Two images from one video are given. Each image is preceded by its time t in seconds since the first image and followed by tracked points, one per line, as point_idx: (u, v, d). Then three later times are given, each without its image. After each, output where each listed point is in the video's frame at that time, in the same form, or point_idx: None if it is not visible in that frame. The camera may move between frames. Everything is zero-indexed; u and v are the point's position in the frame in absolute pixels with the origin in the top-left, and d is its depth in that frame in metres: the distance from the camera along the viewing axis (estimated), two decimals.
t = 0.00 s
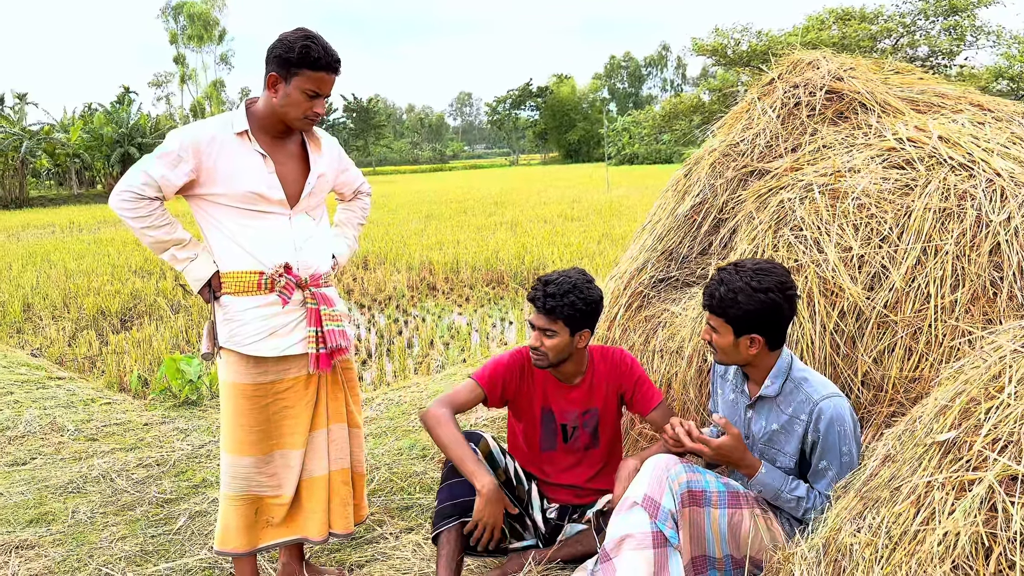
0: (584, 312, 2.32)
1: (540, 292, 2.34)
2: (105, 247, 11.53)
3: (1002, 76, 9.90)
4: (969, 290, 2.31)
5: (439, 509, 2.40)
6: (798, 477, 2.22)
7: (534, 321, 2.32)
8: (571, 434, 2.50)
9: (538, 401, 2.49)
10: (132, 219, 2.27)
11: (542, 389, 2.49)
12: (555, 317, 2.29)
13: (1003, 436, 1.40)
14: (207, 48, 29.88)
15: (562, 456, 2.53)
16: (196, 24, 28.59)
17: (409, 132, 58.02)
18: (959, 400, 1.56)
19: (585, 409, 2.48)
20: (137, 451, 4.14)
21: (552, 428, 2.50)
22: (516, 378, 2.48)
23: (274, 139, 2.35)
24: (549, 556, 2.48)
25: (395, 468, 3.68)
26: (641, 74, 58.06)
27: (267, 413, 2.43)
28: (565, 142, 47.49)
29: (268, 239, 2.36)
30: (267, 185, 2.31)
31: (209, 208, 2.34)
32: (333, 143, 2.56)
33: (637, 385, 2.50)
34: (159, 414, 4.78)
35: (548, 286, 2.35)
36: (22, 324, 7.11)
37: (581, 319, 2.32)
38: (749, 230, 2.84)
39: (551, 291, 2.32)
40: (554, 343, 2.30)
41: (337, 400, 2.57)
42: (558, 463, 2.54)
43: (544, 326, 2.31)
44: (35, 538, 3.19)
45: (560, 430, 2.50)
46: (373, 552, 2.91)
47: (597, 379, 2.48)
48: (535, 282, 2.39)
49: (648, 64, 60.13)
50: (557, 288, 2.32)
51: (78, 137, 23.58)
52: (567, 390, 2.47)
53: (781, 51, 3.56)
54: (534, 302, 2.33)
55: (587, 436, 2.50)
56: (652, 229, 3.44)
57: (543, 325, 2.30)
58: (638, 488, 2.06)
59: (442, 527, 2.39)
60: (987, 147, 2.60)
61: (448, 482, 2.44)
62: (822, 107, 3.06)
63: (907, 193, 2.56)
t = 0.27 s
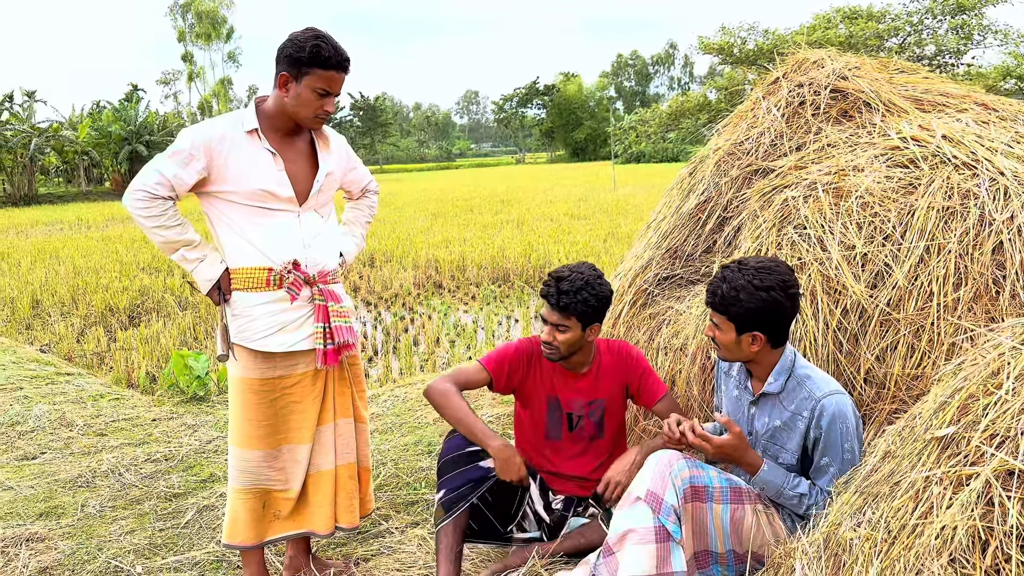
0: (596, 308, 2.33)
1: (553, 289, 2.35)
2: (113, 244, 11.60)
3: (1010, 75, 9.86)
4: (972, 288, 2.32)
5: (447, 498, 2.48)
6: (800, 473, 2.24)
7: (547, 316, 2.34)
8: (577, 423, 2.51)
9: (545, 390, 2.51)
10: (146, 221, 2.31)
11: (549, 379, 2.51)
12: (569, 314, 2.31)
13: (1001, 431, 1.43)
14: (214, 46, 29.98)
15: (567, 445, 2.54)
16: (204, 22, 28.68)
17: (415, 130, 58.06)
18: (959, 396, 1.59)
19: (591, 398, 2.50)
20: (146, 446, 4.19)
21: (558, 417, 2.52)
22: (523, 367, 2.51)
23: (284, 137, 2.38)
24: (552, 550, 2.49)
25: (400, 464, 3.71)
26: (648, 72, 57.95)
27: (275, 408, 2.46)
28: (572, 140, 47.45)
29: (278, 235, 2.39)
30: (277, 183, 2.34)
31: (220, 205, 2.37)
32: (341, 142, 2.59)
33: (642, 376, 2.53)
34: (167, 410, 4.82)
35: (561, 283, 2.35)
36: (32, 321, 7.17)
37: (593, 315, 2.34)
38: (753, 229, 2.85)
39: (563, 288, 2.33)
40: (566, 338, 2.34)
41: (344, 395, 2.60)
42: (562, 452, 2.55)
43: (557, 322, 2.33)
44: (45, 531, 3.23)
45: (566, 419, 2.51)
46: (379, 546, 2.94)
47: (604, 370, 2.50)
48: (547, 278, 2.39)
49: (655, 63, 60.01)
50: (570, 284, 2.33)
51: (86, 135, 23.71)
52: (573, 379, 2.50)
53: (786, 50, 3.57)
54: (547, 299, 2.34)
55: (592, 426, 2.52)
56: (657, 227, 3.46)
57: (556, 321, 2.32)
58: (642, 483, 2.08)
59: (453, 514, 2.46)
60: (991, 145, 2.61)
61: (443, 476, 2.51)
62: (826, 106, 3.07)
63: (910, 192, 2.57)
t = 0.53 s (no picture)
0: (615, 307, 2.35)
1: (573, 293, 2.32)
2: (121, 241, 11.67)
3: (1018, 75, 9.82)
4: (976, 287, 2.33)
5: (460, 488, 2.51)
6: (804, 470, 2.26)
7: (569, 319, 2.34)
8: (585, 412, 2.54)
9: (555, 378, 2.54)
10: (165, 231, 2.31)
11: (561, 369, 2.54)
12: (591, 316, 2.32)
13: (1000, 427, 1.45)
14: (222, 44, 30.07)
15: (574, 433, 2.57)
16: (212, 20, 28.77)
17: (422, 128, 58.11)
18: (960, 392, 1.61)
19: (599, 388, 2.52)
20: (154, 442, 4.23)
21: (567, 405, 2.55)
22: (536, 356, 2.54)
23: (295, 134, 2.42)
24: (559, 544, 2.52)
25: (407, 460, 3.74)
26: (654, 71, 57.84)
27: (284, 404, 2.49)
28: (578, 138, 47.41)
29: (290, 234, 2.42)
30: (290, 179, 2.38)
31: (234, 203, 2.40)
32: (350, 141, 2.62)
33: (651, 370, 2.54)
34: (175, 406, 4.87)
35: (580, 286, 2.32)
36: (41, 317, 7.23)
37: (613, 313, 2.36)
38: (758, 227, 2.87)
39: (584, 292, 2.31)
40: (587, 338, 2.36)
41: (352, 393, 2.63)
42: (569, 440, 2.59)
43: (578, 323, 2.34)
44: (55, 525, 3.28)
45: (574, 408, 2.54)
46: (385, 540, 2.97)
47: (614, 362, 2.52)
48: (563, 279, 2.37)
49: (662, 61, 59.89)
50: (591, 288, 2.31)
51: (94, 132, 23.83)
52: (584, 369, 2.52)
53: (792, 49, 3.58)
54: (569, 303, 2.32)
55: (600, 415, 2.55)
56: (662, 226, 3.47)
57: (578, 323, 2.33)
58: (646, 478, 2.08)
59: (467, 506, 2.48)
60: (996, 145, 2.62)
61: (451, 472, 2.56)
62: (831, 105, 3.08)
63: (914, 190, 2.58)
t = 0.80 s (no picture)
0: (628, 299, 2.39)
1: (594, 294, 2.31)
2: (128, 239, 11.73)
3: None
4: (981, 285, 2.33)
5: (457, 486, 2.47)
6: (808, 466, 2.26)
7: (591, 320, 2.34)
8: (588, 405, 2.56)
9: (560, 371, 2.57)
10: (192, 252, 2.33)
11: (567, 362, 2.57)
12: (613, 314, 2.34)
13: (1003, 423, 1.46)
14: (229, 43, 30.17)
15: (578, 425, 2.60)
16: (219, 19, 28.85)
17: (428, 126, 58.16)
18: (963, 389, 1.63)
19: (602, 381, 2.54)
20: (163, 438, 4.27)
21: (571, 397, 2.57)
22: (543, 350, 2.58)
23: (305, 132, 2.44)
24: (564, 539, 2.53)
25: (413, 456, 3.77)
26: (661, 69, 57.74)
27: (293, 400, 2.51)
28: (584, 137, 47.37)
29: (302, 233, 2.44)
30: (302, 176, 2.40)
31: (248, 204, 2.43)
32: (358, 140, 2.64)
33: (655, 364, 2.55)
34: (183, 402, 4.90)
35: (599, 287, 2.31)
36: (50, 315, 7.29)
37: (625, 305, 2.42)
38: (764, 225, 2.88)
39: (606, 292, 2.31)
40: (609, 334, 2.40)
41: (361, 388, 2.66)
42: (574, 432, 2.62)
43: (601, 323, 2.36)
44: (66, 520, 3.31)
45: (578, 400, 2.57)
46: (392, 536, 3.00)
47: (619, 356, 2.54)
48: (581, 281, 2.34)
49: (668, 59, 59.77)
50: (610, 288, 2.31)
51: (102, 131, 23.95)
52: (588, 362, 2.54)
53: (798, 47, 3.58)
54: (592, 305, 2.31)
55: (603, 408, 2.56)
56: (668, 224, 3.48)
57: (601, 323, 2.35)
58: (652, 474, 2.11)
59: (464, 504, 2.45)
60: (1001, 143, 2.62)
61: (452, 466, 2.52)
62: (837, 103, 3.09)
63: (920, 188, 2.59)
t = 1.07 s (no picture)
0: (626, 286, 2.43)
1: (599, 287, 2.32)
2: (134, 238, 11.78)
3: None
4: (986, 281, 2.33)
5: (468, 468, 2.51)
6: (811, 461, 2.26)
7: (598, 313, 2.36)
8: (590, 400, 2.59)
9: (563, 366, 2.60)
10: (205, 248, 2.36)
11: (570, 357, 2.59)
12: (619, 304, 2.37)
13: (1005, 417, 1.47)
14: (234, 42, 30.23)
15: (581, 420, 2.62)
16: (224, 18, 28.91)
17: (433, 126, 58.20)
18: (966, 384, 1.64)
19: (605, 376, 2.56)
20: (169, 435, 4.30)
21: (574, 392, 2.60)
22: (547, 345, 2.62)
23: (313, 130, 2.46)
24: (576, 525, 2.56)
25: (418, 453, 3.79)
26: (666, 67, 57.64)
27: (303, 397, 2.53)
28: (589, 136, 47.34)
29: (311, 232, 2.45)
30: (310, 174, 2.42)
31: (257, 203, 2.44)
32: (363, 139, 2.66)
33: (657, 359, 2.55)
34: (189, 400, 4.93)
35: (602, 280, 2.33)
36: (57, 313, 7.33)
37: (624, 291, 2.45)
38: (768, 222, 2.89)
39: (610, 283, 2.33)
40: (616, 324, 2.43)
41: (370, 384, 2.68)
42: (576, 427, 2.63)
43: (607, 314, 2.38)
44: (73, 515, 3.34)
45: (580, 395, 2.59)
46: (398, 531, 3.02)
47: (620, 351, 2.55)
48: (583, 277, 2.35)
49: (674, 58, 59.67)
50: (614, 279, 2.33)
51: (108, 130, 24.04)
52: (590, 358, 2.56)
53: (803, 45, 3.59)
54: (599, 298, 2.33)
55: (606, 403, 2.58)
56: (673, 221, 3.49)
57: (608, 314, 2.37)
58: (656, 470, 2.12)
59: (477, 485, 2.47)
60: (1006, 140, 2.62)
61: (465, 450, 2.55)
62: (841, 101, 3.09)
63: (925, 186, 2.59)
